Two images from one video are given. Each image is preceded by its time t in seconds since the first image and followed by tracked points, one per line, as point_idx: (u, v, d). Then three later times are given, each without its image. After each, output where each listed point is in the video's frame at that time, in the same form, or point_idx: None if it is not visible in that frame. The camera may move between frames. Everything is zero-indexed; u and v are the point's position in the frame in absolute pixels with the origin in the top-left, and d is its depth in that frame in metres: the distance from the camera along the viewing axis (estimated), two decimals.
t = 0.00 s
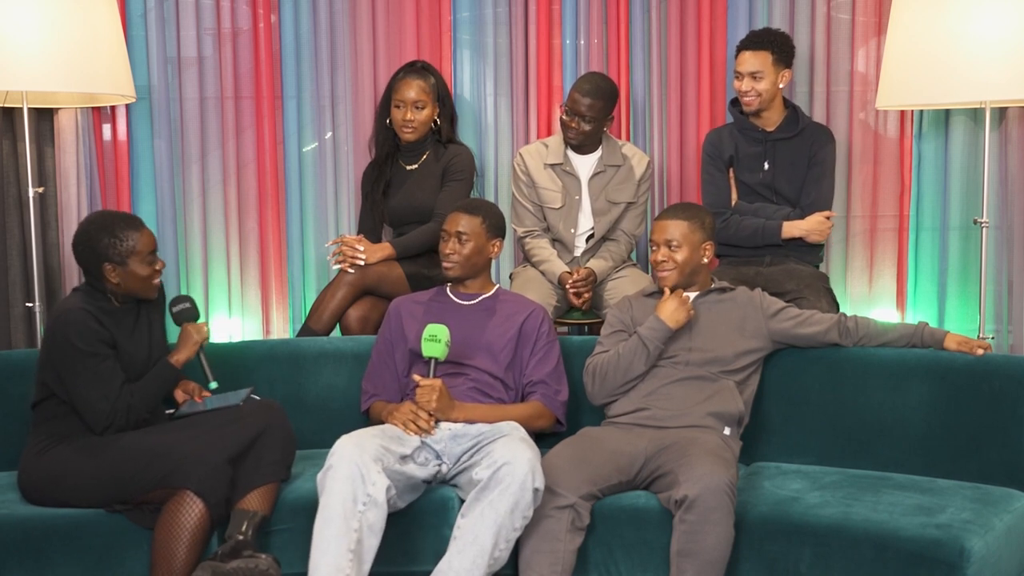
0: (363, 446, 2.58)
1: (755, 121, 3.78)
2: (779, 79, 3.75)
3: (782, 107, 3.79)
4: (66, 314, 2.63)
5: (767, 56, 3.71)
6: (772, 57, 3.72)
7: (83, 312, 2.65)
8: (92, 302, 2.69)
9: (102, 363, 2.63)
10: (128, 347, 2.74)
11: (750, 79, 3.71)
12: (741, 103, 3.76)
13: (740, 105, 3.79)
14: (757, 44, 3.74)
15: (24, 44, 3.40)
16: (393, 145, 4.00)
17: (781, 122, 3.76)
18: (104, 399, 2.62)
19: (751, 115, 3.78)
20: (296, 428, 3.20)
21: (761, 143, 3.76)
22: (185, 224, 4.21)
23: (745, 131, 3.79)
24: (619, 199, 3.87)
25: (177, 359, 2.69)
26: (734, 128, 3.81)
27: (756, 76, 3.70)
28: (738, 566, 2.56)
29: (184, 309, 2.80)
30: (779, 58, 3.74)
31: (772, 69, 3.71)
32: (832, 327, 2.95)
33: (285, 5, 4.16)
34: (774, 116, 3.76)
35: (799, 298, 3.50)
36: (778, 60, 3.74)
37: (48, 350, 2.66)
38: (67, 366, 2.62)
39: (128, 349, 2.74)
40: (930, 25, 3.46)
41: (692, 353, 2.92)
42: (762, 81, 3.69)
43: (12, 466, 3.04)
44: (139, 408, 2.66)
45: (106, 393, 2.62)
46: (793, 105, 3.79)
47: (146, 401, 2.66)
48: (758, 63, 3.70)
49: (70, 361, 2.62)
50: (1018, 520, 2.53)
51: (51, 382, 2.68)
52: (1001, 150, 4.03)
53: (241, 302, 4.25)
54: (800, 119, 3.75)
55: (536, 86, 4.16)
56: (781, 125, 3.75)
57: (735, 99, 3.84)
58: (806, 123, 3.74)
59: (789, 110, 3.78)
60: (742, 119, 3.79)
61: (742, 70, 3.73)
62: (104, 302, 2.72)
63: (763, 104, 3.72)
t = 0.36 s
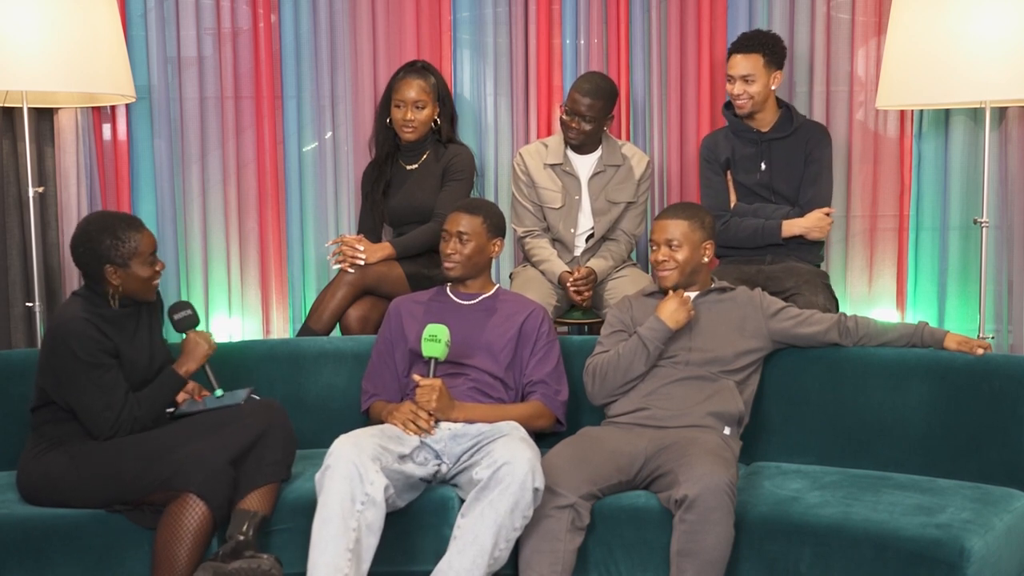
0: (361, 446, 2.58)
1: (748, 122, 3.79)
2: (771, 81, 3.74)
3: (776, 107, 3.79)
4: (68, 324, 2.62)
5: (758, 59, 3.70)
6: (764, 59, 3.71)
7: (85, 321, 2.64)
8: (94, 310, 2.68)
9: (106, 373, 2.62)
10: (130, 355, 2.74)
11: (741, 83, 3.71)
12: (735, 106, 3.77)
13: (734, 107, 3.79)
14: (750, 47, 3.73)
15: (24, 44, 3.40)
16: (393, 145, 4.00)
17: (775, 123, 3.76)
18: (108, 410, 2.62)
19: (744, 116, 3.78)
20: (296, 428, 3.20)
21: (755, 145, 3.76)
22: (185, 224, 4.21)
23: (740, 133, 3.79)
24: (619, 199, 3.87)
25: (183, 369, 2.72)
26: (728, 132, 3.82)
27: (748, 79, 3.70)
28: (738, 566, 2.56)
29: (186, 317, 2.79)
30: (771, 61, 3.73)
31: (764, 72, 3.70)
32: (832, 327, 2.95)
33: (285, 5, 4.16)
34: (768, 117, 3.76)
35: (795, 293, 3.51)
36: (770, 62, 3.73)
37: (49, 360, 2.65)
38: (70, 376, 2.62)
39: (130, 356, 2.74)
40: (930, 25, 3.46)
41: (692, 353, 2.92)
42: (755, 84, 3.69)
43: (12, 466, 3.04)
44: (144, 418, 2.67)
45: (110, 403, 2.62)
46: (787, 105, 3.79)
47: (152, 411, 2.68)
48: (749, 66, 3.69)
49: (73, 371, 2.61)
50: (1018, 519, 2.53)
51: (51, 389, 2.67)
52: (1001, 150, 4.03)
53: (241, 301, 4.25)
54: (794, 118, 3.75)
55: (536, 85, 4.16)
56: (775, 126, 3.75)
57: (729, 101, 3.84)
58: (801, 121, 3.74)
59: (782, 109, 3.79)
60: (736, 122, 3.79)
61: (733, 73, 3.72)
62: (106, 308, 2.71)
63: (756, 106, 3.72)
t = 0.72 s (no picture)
0: (360, 446, 2.58)
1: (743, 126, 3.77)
2: (763, 85, 3.73)
3: (769, 109, 3.78)
4: (64, 325, 2.62)
5: (750, 65, 3.69)
6: (755, 66, 3.70)
7: (81, 322, 2.64)
8: (91, 310, 2.68)
9: (103, 373, 2.62)
10: (126, 355, 2.74)
11: (733, 89, 3.70)
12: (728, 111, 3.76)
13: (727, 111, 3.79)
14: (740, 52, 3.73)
15: (24, 44, 3.40)
16: (392, 145, 4.00)
17: (770, 125, 3.75)
18: (106, 410, 2.62)
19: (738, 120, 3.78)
20: (296, 428, 3.20)
21: (751, 148, 3.75)
22: (185, 224, 4.21)
23: (735, 137, 3.77)
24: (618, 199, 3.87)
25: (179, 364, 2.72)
26: (722, 136, 3.81)
27: (740, 85, 3.69)
28: (738, 566, 2.56)
29: (182, 314, 2.79)
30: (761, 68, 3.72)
31: (756, 78, 3.69)
32: (832, 327, 2.95)
33: (285, 5, 4.16)
34: (762, 121, 3.75)
35: (790, 298, 3.51)
36: (760, 66, 3.72)
37: (47, 361, 2.65)
38: (67, 377, 2.62)
39: (126, 356, 2.74)
40: (930, 26, 3.46)
41: (692, 353, 2.92)
42: (747, 90, 3.68)
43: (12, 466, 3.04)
44: (144, 417, 2.67)
45: (109, 404, 2.62)
46: (779, 106, 3.79)
47: (152, 410, 2.68)
48: (741, 72, 3.69)
49: (70, 372, 2.61)
50: (1018, 520, 2.53)
51: (49, 390, 2.67)
52: (1001, 150, 4.03)
53: (241, 302, 4.25)
54: (788, 119, 3.74)
55: (536, 86, 4.16)
56: (770, 128, 3.74)
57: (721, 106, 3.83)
58: (795, 123, 3.73)
59: (775, 110, 3.78)
60: (731, 125, 3.78)
61: (725, 80, 3.71)
62: (102, 308, 2.71)
63: (749, 111, 3.72)
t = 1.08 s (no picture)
0: (359, 446, 2.58)
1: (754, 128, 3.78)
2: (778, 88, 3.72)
3: (782, 112, 3.77)
4: (62, 324, 2.62)
5: (762, 66, 3.68)
6: (768, 67, 3.69)
7: (78, 321, 2.64)
8: (88, 309, 2.69)
9: (102, 372, 2.62)
10: (125, 354, 2.74)
11: (746, 92, 3.70)
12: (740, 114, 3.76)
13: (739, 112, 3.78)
14: (754, 53, 3.71)
15: (24, 44, 3.40)
16: (392, 145, 4.00)
17: (782, 130, 3.74)
18: (106, 409, 2.62)
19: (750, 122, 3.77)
20: (296, 428, 3.20)
21: (762, 150, 3.76)
22: (185, 224, 4.21)
23: (746, 138, 3.78)
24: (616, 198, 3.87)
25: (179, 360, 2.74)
26: (733, 133, 3.81)
27: (752, 88, 3.69)
28: (738, 566, 2.56)
29: (177, 312, 2.82)
30: (776, 67, 3.71)
31: (769, 81, 3.69)
32: (832, 327, 2.95)
33: (285, 5, 4.16)
34: (774, 124, 3.74)
35: (794, 297, 3.49)
36: (774, 69, 3.71)
37: (46, 361, 2.65)
38: (66, 377, 2.62)
39: (125, 355, 2.74)
40: (930, 26, 3.47)
41: (692, 354, 2.92)
42: (759, 94, 3.67)
43: (12, 466, 3.04)
44: (144, 414, 2.68)
45: (108, 402, 2.62)
46: (794, 110, 3.77)
47: (151, 406, 2.69)
48: (754, 75, 3.68)
49: (69, 371, 2.61)
50: (1018, 520, 2.53)
51: (48, 390, 2.68)
52: (1001, 151, 4.03)
53: (241, 302, 4.25)
54: (800, 125, 3.73)
55: (535, 86, 4.16)
56: (782, 132, 3.74)
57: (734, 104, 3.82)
58: (807, 129, 3.73)
59: (789, 113, 3.78)
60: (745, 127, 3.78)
61: (737, 83, 3.71)
62: (100, 306, 2.71)
63: (762, 115, 3.71)
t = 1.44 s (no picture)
0: (361, 446, 2.58)
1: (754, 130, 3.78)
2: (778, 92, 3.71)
3: (785, 114, 3.76)
4: (64, 324, 2.62)
5: (763, 72, 3.66)
6: (769, 73, 3.67)
7: (81, 322, 2.64)
8: (92, 308, 2.69)
9: (101, 374, 2.62)
10: (126, 355, 2.74)
11: (748, 98, 3.68)
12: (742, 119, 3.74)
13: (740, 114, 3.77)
14: (753, 59, 3.70)
15: (24, 44, 3.40)
16: (393, 145, 4.00)
17: (784, 132, 3.73)
18: (102, 412, 2.62)
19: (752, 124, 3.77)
20: (296, 428, 3.20)
21: (763, 154, 3.75)
22: (185, 224, 4.22)
23: (748, 140, 3.78)
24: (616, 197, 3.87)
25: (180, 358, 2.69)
26: (735, 135, 3.81)
27: (753, 94, 3.66)
28: (738, 566, 2.56)
29: (177, 314, 2.78)
30: (776, 71, 3.70)
31: (770, 86, 3.67)
32: (832, 327, 2.95)
33: (285, 5, 4.16)
34: (777, 126, 3.73)
35: (795, 295, 3.50)
36: (775, 73, 3.70)
37: (47, 360, 2.65)
38: (66, 376, 2.62)
39: (126, 356, 2.74)
40: (930, 26, 3.46)
41: (692, 354, 2.92)
42: (761, 99, 3.66)
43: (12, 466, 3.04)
44: (139, 419, 2.66)
45: (105, 404, 2.62)
46: (795, 112, 3.76)
47: (145, 411, 2.67)
48: (755, 80, 3.65)
49: (69, 372, 2.61)
50: (1018, 520, 2.53)
51: (50, 389, 2.68)
52: (1001, 150, 4.03)
53: (241, 302, 4.25)
54: (803, 127, 3.73)
55: (536, 85, 4.16)
56: (784, 134, 3.73)
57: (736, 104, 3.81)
58: (810, 131, 3.72)
59: (790, 116, 3.76)
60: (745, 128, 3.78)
61: (738, 89, 3.69)
62: (103, 306, 2.72)
63: (761, 121, 3.71)
